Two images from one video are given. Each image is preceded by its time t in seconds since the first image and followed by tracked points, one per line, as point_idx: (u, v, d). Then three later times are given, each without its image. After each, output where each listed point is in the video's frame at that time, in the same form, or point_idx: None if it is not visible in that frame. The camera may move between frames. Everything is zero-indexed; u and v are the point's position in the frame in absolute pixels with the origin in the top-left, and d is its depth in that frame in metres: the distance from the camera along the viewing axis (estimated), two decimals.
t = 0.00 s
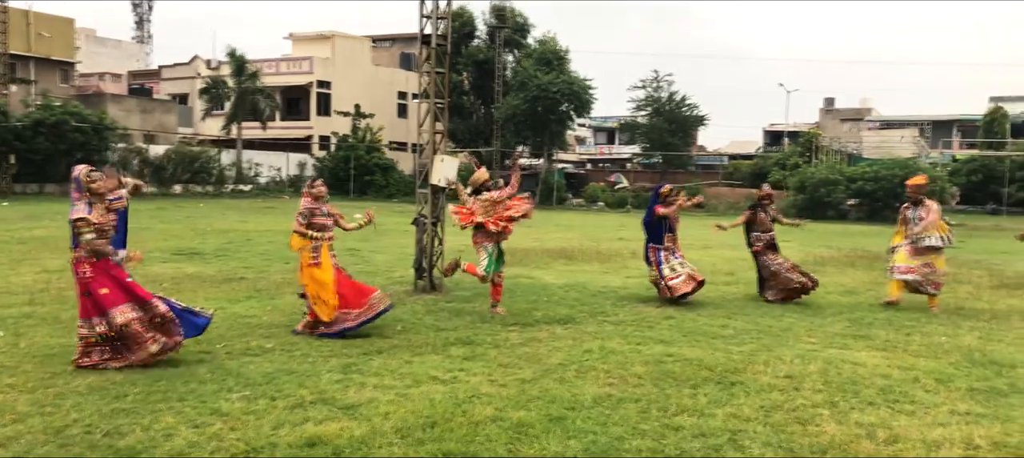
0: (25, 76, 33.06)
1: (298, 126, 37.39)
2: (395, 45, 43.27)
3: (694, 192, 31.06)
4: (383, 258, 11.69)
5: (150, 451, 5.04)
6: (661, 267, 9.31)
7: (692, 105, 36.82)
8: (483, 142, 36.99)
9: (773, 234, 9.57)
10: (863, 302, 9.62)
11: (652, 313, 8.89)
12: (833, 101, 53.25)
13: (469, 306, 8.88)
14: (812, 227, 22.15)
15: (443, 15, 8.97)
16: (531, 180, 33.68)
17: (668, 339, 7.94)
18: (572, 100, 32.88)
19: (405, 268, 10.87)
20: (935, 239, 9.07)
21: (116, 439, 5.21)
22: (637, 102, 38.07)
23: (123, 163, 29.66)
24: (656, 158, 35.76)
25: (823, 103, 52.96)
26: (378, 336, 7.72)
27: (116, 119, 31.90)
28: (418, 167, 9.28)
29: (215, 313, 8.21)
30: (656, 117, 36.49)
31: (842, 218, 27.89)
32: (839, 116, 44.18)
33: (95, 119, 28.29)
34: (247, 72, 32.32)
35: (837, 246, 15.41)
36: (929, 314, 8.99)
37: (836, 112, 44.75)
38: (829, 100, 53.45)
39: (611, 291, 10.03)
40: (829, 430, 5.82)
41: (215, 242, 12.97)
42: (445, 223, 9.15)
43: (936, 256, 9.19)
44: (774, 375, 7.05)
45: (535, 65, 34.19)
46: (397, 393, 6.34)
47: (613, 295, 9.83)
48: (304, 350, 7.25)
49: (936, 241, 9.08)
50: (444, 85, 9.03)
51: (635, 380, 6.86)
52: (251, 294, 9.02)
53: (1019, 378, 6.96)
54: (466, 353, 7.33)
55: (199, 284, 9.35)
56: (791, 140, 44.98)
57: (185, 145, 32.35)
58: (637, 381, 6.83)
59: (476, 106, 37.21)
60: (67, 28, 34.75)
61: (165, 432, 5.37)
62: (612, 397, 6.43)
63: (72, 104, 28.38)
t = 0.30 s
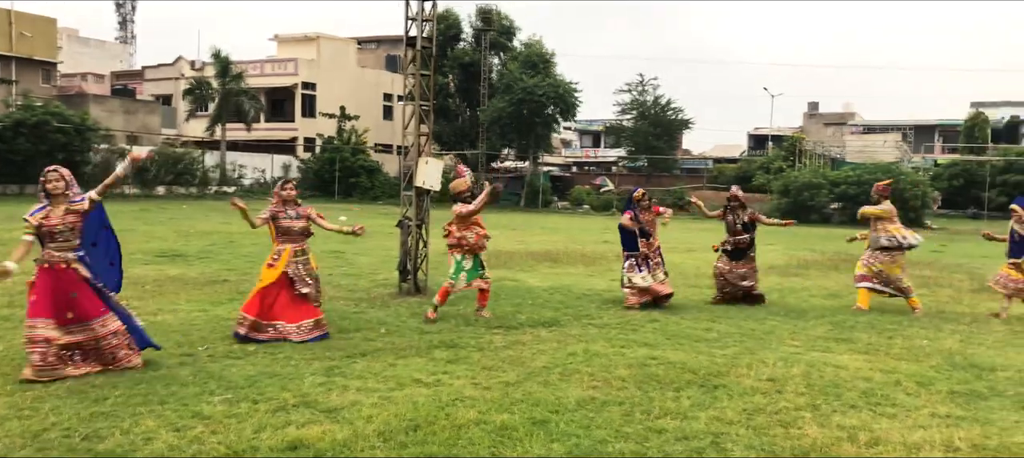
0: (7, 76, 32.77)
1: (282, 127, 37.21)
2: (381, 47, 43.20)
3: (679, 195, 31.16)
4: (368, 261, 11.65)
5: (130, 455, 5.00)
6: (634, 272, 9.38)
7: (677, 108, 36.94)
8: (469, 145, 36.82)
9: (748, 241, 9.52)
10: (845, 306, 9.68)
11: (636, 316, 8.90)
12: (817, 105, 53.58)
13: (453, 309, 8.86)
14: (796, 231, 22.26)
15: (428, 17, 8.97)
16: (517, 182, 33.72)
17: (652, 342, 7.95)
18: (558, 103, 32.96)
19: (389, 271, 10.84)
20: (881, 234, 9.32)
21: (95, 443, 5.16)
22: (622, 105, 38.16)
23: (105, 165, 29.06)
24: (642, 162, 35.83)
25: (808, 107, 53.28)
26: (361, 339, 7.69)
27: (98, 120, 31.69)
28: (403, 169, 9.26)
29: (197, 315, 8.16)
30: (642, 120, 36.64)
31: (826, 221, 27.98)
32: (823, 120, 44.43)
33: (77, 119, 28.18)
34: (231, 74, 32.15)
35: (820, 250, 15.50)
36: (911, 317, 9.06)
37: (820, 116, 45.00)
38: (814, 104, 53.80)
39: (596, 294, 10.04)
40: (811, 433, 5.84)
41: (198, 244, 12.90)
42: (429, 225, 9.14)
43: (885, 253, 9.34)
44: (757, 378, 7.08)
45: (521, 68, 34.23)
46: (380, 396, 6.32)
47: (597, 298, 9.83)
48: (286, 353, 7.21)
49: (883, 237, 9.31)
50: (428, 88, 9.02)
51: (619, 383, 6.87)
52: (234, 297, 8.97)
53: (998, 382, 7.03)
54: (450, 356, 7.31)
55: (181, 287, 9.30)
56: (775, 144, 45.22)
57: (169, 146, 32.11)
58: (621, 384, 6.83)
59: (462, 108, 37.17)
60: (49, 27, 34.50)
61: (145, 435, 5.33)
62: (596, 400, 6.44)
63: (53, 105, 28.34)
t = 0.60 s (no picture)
0: None
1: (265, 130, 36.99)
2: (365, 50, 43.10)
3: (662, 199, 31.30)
4: (351, 264, 11.63)
5: None
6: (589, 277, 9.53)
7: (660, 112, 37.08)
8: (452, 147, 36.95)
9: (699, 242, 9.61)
10: (828, 309, 9.73)
11: (619, 320, 8.92)
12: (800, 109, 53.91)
13: (436, 313, 8.84)
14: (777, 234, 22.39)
15: (411, 20, 8.96)
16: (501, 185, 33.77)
17: (634, 345, 7.98)
18: (542, 107, 32.97)
19: (372, 274, 10.82)
20: (822, 236, 9.56)
21: (72, 449, 5.11)
22: (606, 109, 38.27)
23: (85, 167, 29.04)
24: (625, 165, 35.90)
25: (790, 111, 53.60)
26: (343, 343, 7.67)
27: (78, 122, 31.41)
28: (385, 172, 9.27)
29: (177, 319, 8.10)
30: (625, 124, 36.77)
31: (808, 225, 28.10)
32: (806, 124, 44.69)
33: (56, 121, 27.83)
34: (214, 76, 31.96)
35: (802, 253, 15.59)
36: (892, 320, 9.13)
37: (803, 120, 45.26)
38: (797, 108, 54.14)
39: (579, 297, 10.05)
40: (792, 436, 5.87)
41: (179, 247, 12.81)
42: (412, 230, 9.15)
43: (830, 254, 9.55)
44: (739, 381, 7.11)
45: (505, 72, 34.25)
46: (362, 400, 6.31)
47: (582, 302, 9.84)
48: (267, 356, 7.18)
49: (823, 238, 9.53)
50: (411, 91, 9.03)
51: (602, 386, 6.88)
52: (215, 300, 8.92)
53: (976, 384, 7.10)
54: (433, 359, 7.30)
55: (161, 290, 9.24)
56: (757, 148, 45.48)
57: (150, 148, 31.82)
58: (603, 387, 6.84)
59: (446, 111, 37.12)
60: (27, 29, 34.20)
61: (123, 440, 5.29)
62: (578, 403, 6.44)
63: (33, 106, 27.88)
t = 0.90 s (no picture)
0: None
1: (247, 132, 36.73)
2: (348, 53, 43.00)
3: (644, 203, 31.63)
4: (332, 268, 11.57)
5: None
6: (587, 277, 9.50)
7: (643, 116, 37.21)
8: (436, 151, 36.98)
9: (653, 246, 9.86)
10: (808, 312, 9.79)
11: (601, 323, 8.94)
12: (781, 113, 54.32)
13: (418, 318, 8.82)
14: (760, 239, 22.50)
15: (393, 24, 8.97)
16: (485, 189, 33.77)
17: (616, 349, 7.99)
18: (526, 111, 33.05)
19: (354, 278, 10.78)
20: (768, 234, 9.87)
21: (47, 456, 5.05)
22: (589, 113, 38.36)
23: (65, 170, 28.83)
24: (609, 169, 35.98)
25: (772, 115, 53.99)
26: (324, 347, 7.63)
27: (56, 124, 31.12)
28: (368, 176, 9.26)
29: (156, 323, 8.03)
30: (609, 128, 36.88)
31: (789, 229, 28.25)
32: (788, 128, 45.02)
33: (34, 123, 27.55)
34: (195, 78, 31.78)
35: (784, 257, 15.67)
36: (871, 324, 9.19)
37: (784, 124, 45.60)
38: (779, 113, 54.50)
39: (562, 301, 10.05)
40: (772, 439, 5.90)
41: (159, 251, 12.70)
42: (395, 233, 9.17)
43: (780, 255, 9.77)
44: (720, 384, 7.14)
45: (489, 75, 34.27)
46: (343, 404, 6.28)
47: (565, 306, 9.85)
48: (248, 361, 7.14)
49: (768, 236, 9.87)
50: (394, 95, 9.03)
51: (584, 390, 6.88)
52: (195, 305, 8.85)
53: (954, 386, 7.17)
54: (414, 364, 7.28)
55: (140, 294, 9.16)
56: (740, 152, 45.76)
57: (130, 151, 31.52)
58: (585, 391, 6.85)
59: (429, 114, 37.04)
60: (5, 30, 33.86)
61: (100, 446, 5.23)
62: (560, 407, 6.44)
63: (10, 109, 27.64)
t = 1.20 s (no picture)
0: None
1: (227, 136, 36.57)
2: (331, 56, 42.88)
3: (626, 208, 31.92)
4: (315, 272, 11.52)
5: None
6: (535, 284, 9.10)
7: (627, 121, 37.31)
8: (419, 155, 36.97)
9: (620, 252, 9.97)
10: (789, 316, 9.86)
11: (584, 328, 8.95)
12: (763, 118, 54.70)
13: (401, 322, 8.80)
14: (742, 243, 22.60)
15: (377, 27, 8.97)
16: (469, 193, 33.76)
17: (599, 353, 8.00)
18: (509, 115, 33.07)
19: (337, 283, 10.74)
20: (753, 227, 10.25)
21: None
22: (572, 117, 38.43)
23: (43, 173, 28.50)
24: (593, 174, 36.05)
25: (754, 120, 54.36)
26: (306, 352, 7.59)
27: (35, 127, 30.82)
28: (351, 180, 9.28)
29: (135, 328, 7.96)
30: (592, 133, 36.98)
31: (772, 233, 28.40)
32: (769, 134, 45.33)
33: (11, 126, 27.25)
34: (176, 81, 31.57)
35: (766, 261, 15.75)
36: (852, 327, 9.27)
37: (767, 129, 45.91)
38: (762, 118, 54.80)
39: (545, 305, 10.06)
40: (754, 443, 5.93)
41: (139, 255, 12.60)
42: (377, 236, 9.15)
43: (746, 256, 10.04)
44: (702, 388, 7.16)
45: (472, 80, 34.26)
46: (324, 409, 6.24)
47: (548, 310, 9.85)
48: (229, 366, 7.09)
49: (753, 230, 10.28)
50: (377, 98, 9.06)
51: (566, 394, 6.88)
52: (176, 309, 8.79)
53: (933, 390, 7.23)
54: (396, 368, 7.25)
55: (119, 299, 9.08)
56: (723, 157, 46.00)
57: (110, 154, 31.22)
58: (568, 395, 6.85)
59: (412, 118, 36.97)
60: None
61: (77, 453, 5.17)
62: (543, 412, 6.44)
63: None
